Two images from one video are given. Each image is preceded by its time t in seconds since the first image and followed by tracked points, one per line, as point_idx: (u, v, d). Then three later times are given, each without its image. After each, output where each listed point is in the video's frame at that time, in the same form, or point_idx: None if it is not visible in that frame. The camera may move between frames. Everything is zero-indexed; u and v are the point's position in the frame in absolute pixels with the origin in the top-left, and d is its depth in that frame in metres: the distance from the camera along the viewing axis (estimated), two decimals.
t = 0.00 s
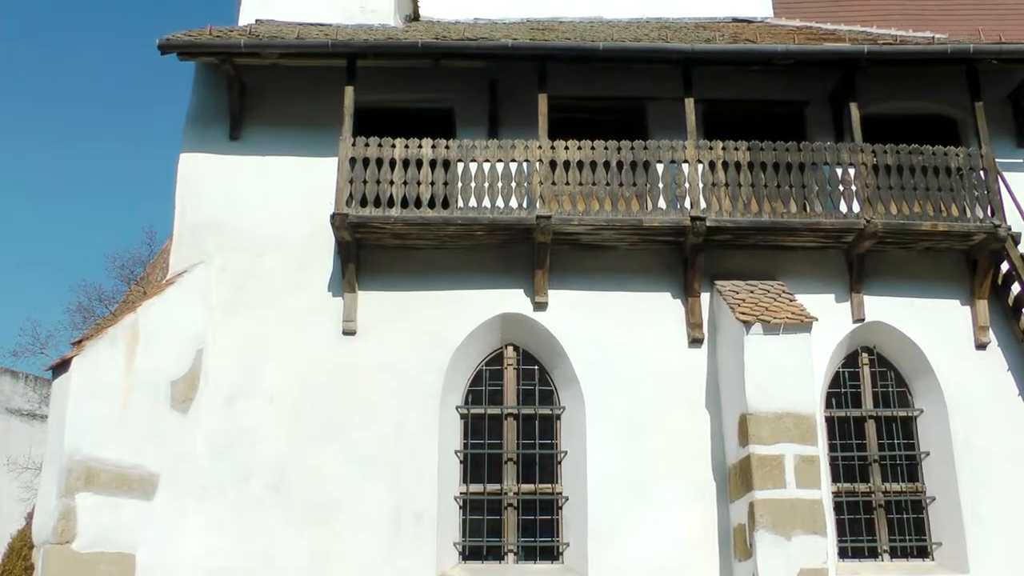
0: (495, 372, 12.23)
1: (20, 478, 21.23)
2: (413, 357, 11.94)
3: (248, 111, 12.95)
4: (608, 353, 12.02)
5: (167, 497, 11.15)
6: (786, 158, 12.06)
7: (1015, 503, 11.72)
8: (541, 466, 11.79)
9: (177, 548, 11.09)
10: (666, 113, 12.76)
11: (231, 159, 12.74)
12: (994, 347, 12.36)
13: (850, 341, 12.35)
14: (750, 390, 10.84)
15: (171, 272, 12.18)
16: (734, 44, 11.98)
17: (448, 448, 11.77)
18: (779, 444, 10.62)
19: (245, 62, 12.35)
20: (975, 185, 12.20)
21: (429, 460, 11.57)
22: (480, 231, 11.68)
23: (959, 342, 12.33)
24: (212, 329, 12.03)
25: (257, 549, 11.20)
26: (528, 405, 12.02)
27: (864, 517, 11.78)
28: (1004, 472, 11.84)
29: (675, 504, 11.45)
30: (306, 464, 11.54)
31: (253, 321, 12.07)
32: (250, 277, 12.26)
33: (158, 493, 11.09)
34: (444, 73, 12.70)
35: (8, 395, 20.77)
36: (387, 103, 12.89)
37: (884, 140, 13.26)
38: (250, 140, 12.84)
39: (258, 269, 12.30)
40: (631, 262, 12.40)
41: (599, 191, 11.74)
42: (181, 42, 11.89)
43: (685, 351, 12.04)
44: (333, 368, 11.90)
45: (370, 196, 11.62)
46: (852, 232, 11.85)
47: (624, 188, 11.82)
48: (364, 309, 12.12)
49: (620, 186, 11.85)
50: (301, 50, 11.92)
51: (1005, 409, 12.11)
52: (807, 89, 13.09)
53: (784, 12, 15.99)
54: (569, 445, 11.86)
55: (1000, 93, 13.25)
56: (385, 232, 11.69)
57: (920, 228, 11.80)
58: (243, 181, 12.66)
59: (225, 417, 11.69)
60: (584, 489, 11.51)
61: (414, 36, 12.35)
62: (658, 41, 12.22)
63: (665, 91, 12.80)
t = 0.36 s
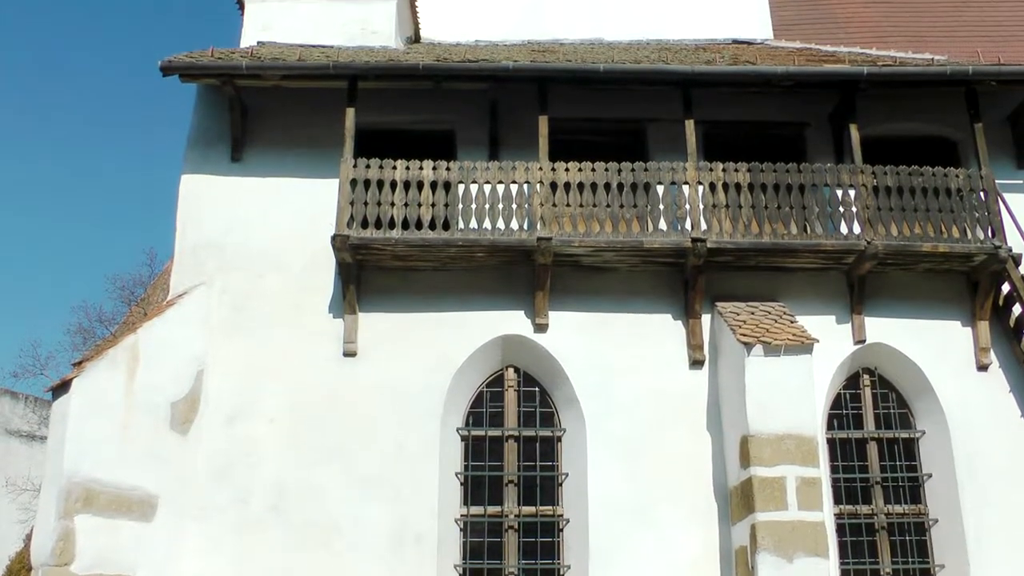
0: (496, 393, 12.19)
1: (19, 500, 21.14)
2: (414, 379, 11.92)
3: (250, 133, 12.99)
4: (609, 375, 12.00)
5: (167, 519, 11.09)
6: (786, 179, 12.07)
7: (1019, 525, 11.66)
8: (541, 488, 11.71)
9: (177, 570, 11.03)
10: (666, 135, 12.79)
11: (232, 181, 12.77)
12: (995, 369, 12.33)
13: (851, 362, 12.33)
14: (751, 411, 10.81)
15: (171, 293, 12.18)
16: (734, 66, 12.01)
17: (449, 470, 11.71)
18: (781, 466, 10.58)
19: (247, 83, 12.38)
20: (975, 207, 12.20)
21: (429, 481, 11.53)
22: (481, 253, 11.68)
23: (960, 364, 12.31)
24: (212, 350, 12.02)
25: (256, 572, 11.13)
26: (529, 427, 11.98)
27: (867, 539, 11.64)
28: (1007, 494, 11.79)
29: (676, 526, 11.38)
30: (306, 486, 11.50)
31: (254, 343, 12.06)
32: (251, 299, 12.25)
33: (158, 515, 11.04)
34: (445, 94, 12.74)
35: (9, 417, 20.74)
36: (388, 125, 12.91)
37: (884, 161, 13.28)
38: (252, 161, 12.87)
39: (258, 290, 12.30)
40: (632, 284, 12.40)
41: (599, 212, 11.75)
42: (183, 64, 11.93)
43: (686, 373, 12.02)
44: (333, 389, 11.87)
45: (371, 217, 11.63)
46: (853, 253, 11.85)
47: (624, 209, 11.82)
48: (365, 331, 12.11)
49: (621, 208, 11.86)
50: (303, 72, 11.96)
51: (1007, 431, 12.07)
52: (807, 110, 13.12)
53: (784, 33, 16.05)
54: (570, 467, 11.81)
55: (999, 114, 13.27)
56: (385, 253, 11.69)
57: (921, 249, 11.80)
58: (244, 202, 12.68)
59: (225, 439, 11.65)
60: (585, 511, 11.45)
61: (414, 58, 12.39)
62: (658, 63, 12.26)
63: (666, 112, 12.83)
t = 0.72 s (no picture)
0: (496, 416, 12.16)
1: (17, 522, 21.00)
2: (414, 402, 11.90)
3: (251, 155, 13.01)
4: (610, 397, 11.98)
5: (167, 542, 11.04)
6: (787, 201, 12.09)
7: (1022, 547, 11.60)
8: (543, 510, 11.66)
9: None
10: (666, 157, 12.81)
11: (233, 203, 12.77)
12: (997, 390, 12.31)
13: (852, 384, 12.31)
14: (753, 433, 10.78)
15: (172, 315, 12.18)
16: (734, 89, 12.04)
17: (449, 492, 11.66)
18: (783, 488, 10.54)
19: (248, 105, 12.41)
20: (976, 228, 12.21)
21: (429, 504, 11.49)
22: (482, 275, 11.68)
23: (962, 385, 12.28)
24: (212, 372, 12.00)
25: None
26: (530, 449, 11.94)
27: (870, 562, 11.58)
28: (1011, 516, 11.74)
29: (679, 549, 11.32)
30: (306, 509, 11.45)
31: (254, 365, 12.04)
32: (251, 320, 12.24)
33: (158, 538, 10.98)
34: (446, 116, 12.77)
35: (8, 438, 20.66)
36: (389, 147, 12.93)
37: (884, 182, 13.30)
38: (253, 183, 12.88)
39: (259, 312, 12.29)
40: (633, 306, 12.39)
41: (600, 234, 11.76)
42: (184, 86, 11.96)
43: (687, 395, 11.99)
44: (334, 412, 11.84)
45: (372, 239, 11.63)
46: (854, 274, 11.85)
47: (625, 231, 11.83)
48: (365, 353, 12.09)
49: (622, 230, 11.87)
50: (304, 94, 11.99)
51: (1009, 453, 12.04)
52: (807, 132, 13.15)
53: (783, 55, 16.11)
54: (571, 489, 11.76)
55: (999, 136, 13.29)
56: (386, 275, 11.69)
57: (922, 270, 11.79)
58: (245, 224, 12.68)
59: (225, 462, 11.61)
60: (587, 534, 11.39)
61: (415, 80, 12.42)
62: (658, 85, 12.29)
63: (666, 134, 12.86)
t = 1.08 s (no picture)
0: (497, 438, 12.12)
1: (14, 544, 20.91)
2: (414, 423, 11.87)
3: (252, 177, 13.03)
4: (610, 419, 11.95)
5: (166, 565, 11.04)
6: (787, 223, 12.09)
7: None
8: (543, 532, 11.59)
9: None
10: (667, 179, 12.84)
11: (234, 225, 12.78)
12: (999, 412, 12.28)
13: (853, 406, 12.29)
14: (754, 455, 10.74)
15: (172, 337, 12.18)
16: (734, 111, 12.08)
17: (450, 514, 11.61)
18: (784, 510, 10.50)
19: (249, 127, 12.44)
20: (976, 250, 12.22)
21: (429, 526, 11.44)
22: (483, 297, 11.68)
23: (963, 407, 12.25)
24: (212, 394, 11.98)
25: None
26: (530, 471, 11.89)
27: None
28: (1014, 538, 11.70)
29: (680, 572, 11.25)
30: (306, 532, 11.40)
31: (254, 387, 12.02)
32: (251, 342, 12.24)
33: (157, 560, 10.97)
34: (447, 139, 12.81)
35: (7, 460, 20.62)
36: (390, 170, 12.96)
37: (885, 204, 13.32)
38: (254, 205, 12.90)
39: (259, 334, 12.28)
40: (633, 327, 12.38)
41: (601, 256, 11.76)
42: (186, 109, 11.99)
43: (688, 417, 11.96)
44: (334, 434, 11.81)
45: (372, 261, 11.63)
46: (854, 296, 11.86)
47: (625, 253, 11.84)
48: (366, 375, 12.08)
49: (622, 251, 11.87)
50: (305, 116, 12.02)
51: (1012, 475, 12.00)
52: (806, 154, 13.18)
53: (783, 76, 16.16)
54: (572, 511, 11.70)
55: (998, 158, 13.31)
56: (387, 297, 11.69)
57: (923, 292, 11.79)
58: (246, 245, 12.69)
59: (225, 484, 11.56)
60: (588, 556, 11.34)
61: (416, 102, 12.46)
62: (658, 107, 12.31)
63: (666, 156, 12.89)
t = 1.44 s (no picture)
0: (497, 459, 12.09)
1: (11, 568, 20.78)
2: (415, 445, 11.85)
3: (253, 199, 13.04)
4: (611, 441, 11.93)
5: None
6: (788, 244, 12.09)
7: None
8: (544, 554, 11.53)
9: None
10: (667, 201, 12.86)
11: (234, 247, 12.79)
12: (1000, 433, 12.26)
13: (854, 427, 12.27)
14: (755, 477, 10.72)
15: (172, 358, 12.17)
16: (735, 132, 12.10)
17: (450, 536, 11.56)
18: (785, 532, 10.45)
19: (250, 149, 12.47)
20: (976, 271, 12.22)
21: (429, 549, 11.38)
22: (484, 318, 11.68)
23: (965, 428, 12.23)
24: (212, 416, 11.96)
25: None
26: (531, 493, 11.85)
27: None
28: (1016, 559, 11.66)
29: None
30: (306, 554, 11.35)
31: (255, 408, 12.00)
32: (252, 364, 12.22)
33: None
34: (448, 160, 12.84)
35: (5, 483, 20.55)
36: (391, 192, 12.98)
37: (885, 226, 13.34)
38: (255, 227, 12.91)
39: (259, 356, 12.27)
40: (634, 349, 12.37)
41: (601, 278, 11.76)
42: (187, 130, 12.02)
43: (689, 439, 11.93)
44: (334, 456, 11.78)
45: (373, 283, 11.63)
46: (855, 317, 11.86)
47: (626, 275, 11.83)
48: (366, 397, 12.06)
49: (623, 273, 11.86)
50: (306, 137, 12.04)
51: (1014, 496, 11.96)
52: (806, 176, 13.21)
53: (782, 97, 16.21)
54: (573, 533, 11.65)
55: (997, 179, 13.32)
56: (387, 319, 11.69)
57: (924, 313, 11.79)
58: (246, 267, 12.70)
59: (225, 506, 11.53)
60: None
61: (417, 123, 12.49)
62: (659, 128, 12.34)
63: (666, 178, 12.92)
